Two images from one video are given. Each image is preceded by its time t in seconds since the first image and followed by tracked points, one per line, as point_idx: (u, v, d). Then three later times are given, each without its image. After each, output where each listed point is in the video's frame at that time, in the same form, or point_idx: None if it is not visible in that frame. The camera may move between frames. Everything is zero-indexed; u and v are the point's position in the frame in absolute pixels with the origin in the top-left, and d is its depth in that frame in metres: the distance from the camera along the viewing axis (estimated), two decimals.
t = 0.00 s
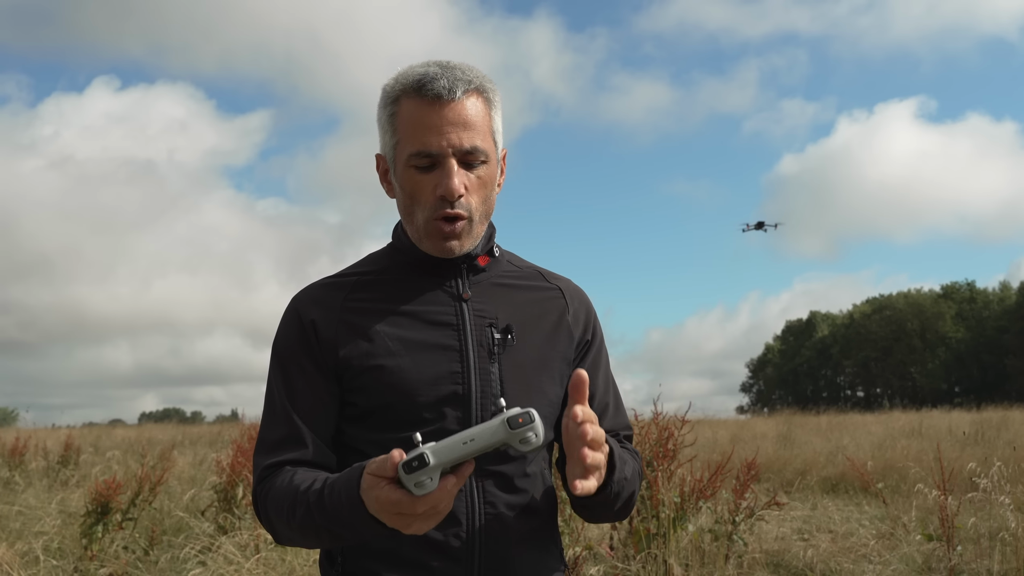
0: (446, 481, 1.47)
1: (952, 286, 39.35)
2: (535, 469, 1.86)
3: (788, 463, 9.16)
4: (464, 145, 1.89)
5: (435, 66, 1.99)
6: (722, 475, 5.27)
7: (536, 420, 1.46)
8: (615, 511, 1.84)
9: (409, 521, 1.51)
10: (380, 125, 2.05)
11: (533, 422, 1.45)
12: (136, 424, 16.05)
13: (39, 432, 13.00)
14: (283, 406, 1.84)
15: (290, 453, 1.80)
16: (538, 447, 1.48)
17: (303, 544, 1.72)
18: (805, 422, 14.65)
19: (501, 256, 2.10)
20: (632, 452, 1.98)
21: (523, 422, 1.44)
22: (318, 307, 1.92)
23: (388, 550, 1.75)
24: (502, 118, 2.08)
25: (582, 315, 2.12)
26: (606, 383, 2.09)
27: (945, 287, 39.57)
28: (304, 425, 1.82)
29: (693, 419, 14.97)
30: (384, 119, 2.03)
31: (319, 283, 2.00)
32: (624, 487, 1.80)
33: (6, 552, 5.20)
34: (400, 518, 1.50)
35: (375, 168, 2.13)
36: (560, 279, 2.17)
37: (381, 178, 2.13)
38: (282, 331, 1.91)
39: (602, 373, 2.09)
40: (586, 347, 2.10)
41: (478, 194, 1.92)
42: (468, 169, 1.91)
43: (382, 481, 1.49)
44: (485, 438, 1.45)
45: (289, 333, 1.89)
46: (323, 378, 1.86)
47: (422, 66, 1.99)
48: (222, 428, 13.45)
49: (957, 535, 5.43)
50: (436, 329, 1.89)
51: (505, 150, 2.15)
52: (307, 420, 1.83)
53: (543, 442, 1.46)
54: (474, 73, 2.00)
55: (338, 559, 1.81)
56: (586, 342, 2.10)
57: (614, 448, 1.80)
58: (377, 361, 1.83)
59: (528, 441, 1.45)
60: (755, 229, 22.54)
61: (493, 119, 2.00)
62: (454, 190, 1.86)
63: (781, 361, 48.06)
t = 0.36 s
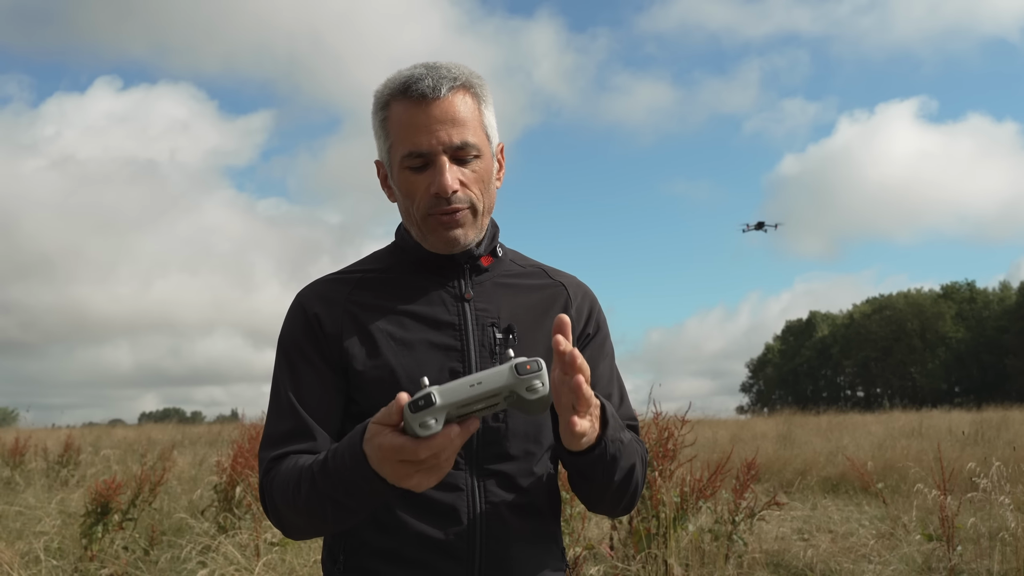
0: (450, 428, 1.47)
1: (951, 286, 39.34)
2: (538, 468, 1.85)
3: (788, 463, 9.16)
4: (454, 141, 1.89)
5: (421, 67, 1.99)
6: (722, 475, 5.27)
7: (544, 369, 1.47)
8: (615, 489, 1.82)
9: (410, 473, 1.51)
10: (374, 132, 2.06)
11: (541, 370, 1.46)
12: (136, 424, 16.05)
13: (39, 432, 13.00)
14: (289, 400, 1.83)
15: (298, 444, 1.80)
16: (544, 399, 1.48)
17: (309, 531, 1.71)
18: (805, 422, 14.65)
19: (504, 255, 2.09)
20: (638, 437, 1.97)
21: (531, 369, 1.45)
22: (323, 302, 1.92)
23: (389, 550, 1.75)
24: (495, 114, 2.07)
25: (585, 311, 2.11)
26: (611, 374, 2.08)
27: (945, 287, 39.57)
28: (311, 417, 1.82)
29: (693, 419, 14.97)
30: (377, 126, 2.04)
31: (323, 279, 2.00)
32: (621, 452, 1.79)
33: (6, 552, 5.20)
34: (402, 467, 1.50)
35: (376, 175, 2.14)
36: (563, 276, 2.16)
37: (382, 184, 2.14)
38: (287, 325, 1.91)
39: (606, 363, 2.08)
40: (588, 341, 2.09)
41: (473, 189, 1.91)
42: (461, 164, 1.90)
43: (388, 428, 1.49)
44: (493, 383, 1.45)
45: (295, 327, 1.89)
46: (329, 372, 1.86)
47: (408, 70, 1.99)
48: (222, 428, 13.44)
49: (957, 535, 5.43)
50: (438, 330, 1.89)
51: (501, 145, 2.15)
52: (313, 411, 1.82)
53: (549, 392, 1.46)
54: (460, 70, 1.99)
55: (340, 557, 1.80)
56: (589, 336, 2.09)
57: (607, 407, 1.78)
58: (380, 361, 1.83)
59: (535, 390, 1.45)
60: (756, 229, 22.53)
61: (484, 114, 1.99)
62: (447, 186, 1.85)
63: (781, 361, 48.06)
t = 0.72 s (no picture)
0: (442, 462, 1.47)
1: (952, 286, 39.34)
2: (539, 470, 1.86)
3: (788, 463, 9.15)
4: (454, 144, 1.89)
5: (423, 69, 1.99)
6: (722, 475, 5.26)
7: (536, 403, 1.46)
8: (603, 505, 1.82)
9: (406, 504, 1.52)
10: (375, 132, 2.06)
11: (533, 405, 1.45)
12: (136, 425, 16.05)
13: (40, 432, 13.00)
14: (293, 407, 1.84)
15: (302, 452, 1.80)
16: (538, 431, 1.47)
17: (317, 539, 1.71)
18: (805, 422, 14.65)
19: (505, 256, 2.09)
20: (629, 449, 1.96)
21: (523, 404, 1.44)
22: (323, 307, 1.92)
23: (393, 550, 1.75)
24: (496, 115, 2.07)
25: (585, 312, 2.11)
26: (610, 376, 2.08)
27: (945, 287, 39.57)
28: (316, 425, 1.82)
29: (693, 419, 14.97)
30: (378, 126, 2.04)
31: (324, 284, 2.00)
32: (611, 482, 1.78)
33: (7, 552, 5.20)
34: (398, 499, 1.51)
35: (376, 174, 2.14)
36: (563, 275, 2.16)
37: (382, 184, 2.14)
38: (288, 332, 1.91)
39: (605, 365, 2.08)
40: (588, 342, 2.09)
41: (472, 193, 1.91)
42: (460, 168, 1.90)
43: (383, 461, 1.50)
44: (484, 420, 1.45)
45: (296, 333, 1.89)
46: (332, 379, 1.86)
47: (411, 71, 1.99)
48: (223, 428, 13.44)
49: (957, 535, 5.43)
50: (439, 331, 1.89)
51: (502, 147, 2.15)
52: (315, 417, 1.83)
53: (542, 425, 1.46)
54: (462, 72, 1.99)
55: (343, 557, 1.80)
56: (588, 337, 2.09)
57: (604, 439, 1.76)
58: (380, 363, 1.83)
59: (526, 424, 1.45)
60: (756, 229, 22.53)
61: (485, 116, 1.99)
62: (446, 189, 1.85)
63: (781, 361, 48.06)
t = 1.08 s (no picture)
0: (368, 526, 1.43)
1: (951, 286, 39.35)
2: (540, 471, 1.86)
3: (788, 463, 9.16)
4: (451, 124, 1.93)
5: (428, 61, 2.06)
6: (722, 475, 5.27)
7: (452, 483, 1.32)
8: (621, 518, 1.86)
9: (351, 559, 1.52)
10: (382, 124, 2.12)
11: (447, 486, 1.32)
12: (136, 425, 16.06)
13: (40, 432, 13.00)
14: (286, 413, 1.84)
15: (286, 458, 1.82)
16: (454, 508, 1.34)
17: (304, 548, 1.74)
18: (805, 422, 14.66)
19: (509, 256, 2.09)
20: (640, 456, 1.98)
21: (435, 486, 1.31)
22: (323, 307, 1.92)
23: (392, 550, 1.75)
24: (503, 113, 2.10)
25: (590, 315, 2.11)
26: (615, 383, 2.09)
27: (945, 287, 39.58)
28: (304, 431, 1.83)
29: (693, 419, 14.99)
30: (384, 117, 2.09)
31: (324, 283, 2.00)
32: (633, 499, 1.84)
33: (7, 552, 5.20)
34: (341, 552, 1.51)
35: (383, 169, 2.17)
36: (568, 279, 2.17)
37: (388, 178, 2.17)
38: (287, 332, 1.90)
39: (610, 373, 2.08)
40: (594, 349, 2.08)
41: (466, 173, 1.92)
42: (457, 148, 1.93)
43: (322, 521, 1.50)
44: (397, 496, 1.34)
45: (293, 333, 1.88)
46: (327, 381, 1.85)
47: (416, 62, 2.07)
48: (223, 428, 13.44)
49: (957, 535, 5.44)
50: (441, 332, 1.89)
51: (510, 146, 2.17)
52: (307, 420, 1.83)
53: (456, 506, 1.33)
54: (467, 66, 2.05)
55: (343, 558, 1.80)
56: (594, 343, 2.08)
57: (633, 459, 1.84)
58: (381, 363, 1.83)
59: (441, 504, 1.32)
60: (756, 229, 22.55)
61: (488, 106, 2.03)
62: (439, 163, 1.87)
63: (780, 361, 48.07)
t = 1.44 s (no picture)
0: (390, 415, 1.38)
1: (951, 286, 39.35)
2: (536, 471, 1.87)
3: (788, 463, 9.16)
4: (469, 123, 1.94)
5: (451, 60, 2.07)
6: (722, 475, 5.27)
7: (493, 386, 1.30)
8: (646, 505, 1.91)
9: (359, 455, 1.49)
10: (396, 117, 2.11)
11: (488, 385, 1.29)
12: (136, 425, 16.07)
13: (40, 433, 13.02)
14: (283, 399, 1.84)
15: (286, 442, 1.82)
16: (481, 415, 1.31)
17: (296, 524, 1.72)
18: (805, 422, 14.66)
19: (512, 257, 2.10)
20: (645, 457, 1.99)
21: (478, 379, 1.29)
22: (325, 299, 1.92)
23: (388, 549, 1.74)
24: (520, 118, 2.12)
25: (591, 319, 2.11)
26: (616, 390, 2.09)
27: (945, 287, 39.58)
28: (302, 419, 1.83)
29: (693, 419, 14.99)
30: (400, 110, 2.09)
31: (327, 275, 2.00)
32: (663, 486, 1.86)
33: (7, 553, 5.20)
34: (344, 444, 1.47)
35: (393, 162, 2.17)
36: (570, 282, 2.17)
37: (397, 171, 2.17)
38: (288, 323, 1.90)
39: (613, 378, 2.09)
40: (596, 354, 2.09)
41: (480, 173, 1.93)
42: (472, 147, 1.94)
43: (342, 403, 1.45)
44: (439, 380, 1.28)
45: (294, 323, 1.88)
46: (325, 373, 1.86)
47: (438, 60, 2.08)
48: (223, 428, 13.45)
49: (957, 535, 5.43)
50: (441, 330, 1.89)
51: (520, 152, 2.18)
52: (303, 409, 1.84)
53: (487, 409, 1.29)
54: (490, 68, 2.06)
55: (340, 557, 1.80)
56: (595, 348, 2.09)
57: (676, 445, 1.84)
58: (380, 359, 1.83)
59: (475, 402, 1.29)
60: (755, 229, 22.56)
61: (505, 110, 2.04)
62: (454, 160, 1.88)
63: (780, 361, 48.06)
